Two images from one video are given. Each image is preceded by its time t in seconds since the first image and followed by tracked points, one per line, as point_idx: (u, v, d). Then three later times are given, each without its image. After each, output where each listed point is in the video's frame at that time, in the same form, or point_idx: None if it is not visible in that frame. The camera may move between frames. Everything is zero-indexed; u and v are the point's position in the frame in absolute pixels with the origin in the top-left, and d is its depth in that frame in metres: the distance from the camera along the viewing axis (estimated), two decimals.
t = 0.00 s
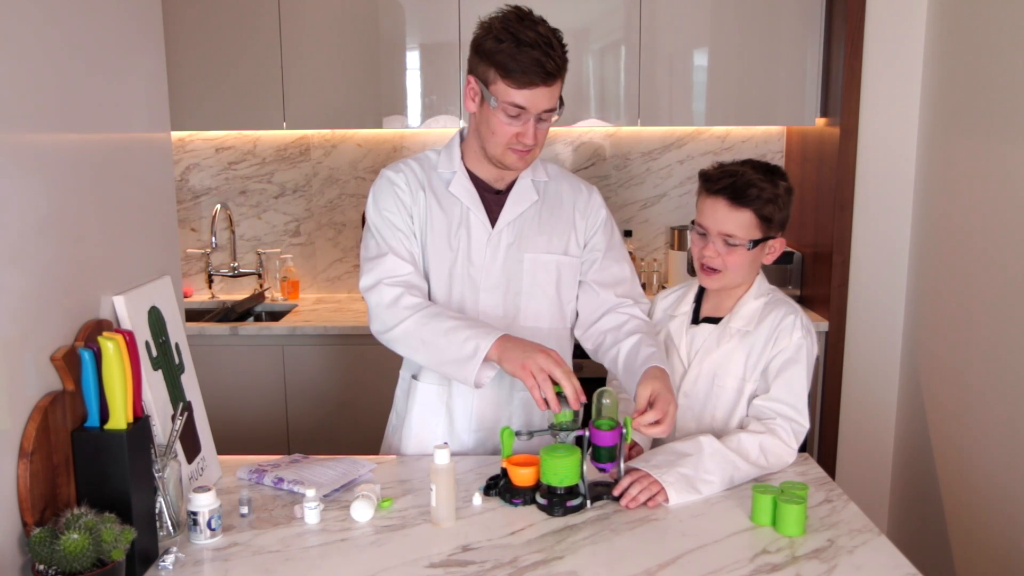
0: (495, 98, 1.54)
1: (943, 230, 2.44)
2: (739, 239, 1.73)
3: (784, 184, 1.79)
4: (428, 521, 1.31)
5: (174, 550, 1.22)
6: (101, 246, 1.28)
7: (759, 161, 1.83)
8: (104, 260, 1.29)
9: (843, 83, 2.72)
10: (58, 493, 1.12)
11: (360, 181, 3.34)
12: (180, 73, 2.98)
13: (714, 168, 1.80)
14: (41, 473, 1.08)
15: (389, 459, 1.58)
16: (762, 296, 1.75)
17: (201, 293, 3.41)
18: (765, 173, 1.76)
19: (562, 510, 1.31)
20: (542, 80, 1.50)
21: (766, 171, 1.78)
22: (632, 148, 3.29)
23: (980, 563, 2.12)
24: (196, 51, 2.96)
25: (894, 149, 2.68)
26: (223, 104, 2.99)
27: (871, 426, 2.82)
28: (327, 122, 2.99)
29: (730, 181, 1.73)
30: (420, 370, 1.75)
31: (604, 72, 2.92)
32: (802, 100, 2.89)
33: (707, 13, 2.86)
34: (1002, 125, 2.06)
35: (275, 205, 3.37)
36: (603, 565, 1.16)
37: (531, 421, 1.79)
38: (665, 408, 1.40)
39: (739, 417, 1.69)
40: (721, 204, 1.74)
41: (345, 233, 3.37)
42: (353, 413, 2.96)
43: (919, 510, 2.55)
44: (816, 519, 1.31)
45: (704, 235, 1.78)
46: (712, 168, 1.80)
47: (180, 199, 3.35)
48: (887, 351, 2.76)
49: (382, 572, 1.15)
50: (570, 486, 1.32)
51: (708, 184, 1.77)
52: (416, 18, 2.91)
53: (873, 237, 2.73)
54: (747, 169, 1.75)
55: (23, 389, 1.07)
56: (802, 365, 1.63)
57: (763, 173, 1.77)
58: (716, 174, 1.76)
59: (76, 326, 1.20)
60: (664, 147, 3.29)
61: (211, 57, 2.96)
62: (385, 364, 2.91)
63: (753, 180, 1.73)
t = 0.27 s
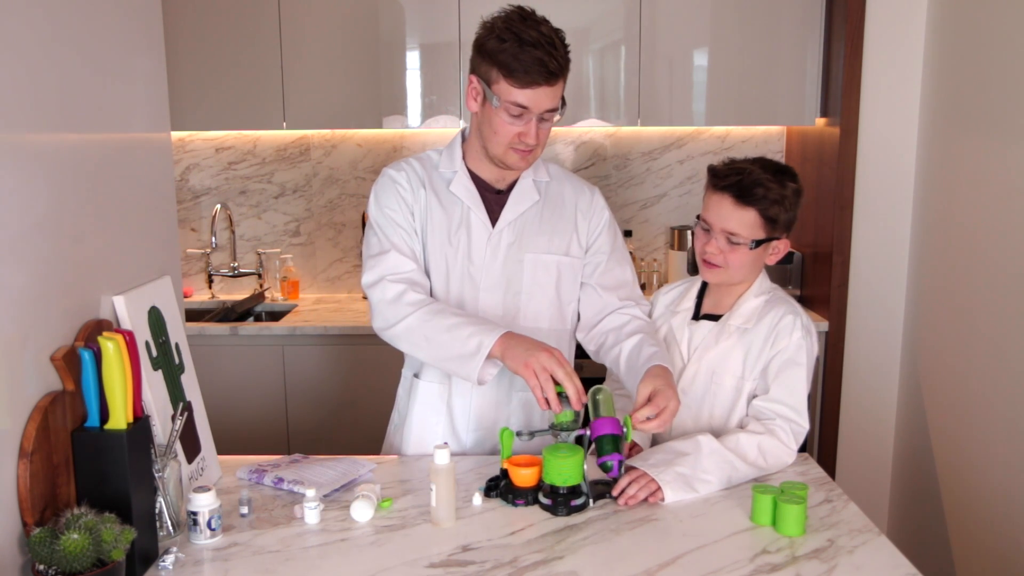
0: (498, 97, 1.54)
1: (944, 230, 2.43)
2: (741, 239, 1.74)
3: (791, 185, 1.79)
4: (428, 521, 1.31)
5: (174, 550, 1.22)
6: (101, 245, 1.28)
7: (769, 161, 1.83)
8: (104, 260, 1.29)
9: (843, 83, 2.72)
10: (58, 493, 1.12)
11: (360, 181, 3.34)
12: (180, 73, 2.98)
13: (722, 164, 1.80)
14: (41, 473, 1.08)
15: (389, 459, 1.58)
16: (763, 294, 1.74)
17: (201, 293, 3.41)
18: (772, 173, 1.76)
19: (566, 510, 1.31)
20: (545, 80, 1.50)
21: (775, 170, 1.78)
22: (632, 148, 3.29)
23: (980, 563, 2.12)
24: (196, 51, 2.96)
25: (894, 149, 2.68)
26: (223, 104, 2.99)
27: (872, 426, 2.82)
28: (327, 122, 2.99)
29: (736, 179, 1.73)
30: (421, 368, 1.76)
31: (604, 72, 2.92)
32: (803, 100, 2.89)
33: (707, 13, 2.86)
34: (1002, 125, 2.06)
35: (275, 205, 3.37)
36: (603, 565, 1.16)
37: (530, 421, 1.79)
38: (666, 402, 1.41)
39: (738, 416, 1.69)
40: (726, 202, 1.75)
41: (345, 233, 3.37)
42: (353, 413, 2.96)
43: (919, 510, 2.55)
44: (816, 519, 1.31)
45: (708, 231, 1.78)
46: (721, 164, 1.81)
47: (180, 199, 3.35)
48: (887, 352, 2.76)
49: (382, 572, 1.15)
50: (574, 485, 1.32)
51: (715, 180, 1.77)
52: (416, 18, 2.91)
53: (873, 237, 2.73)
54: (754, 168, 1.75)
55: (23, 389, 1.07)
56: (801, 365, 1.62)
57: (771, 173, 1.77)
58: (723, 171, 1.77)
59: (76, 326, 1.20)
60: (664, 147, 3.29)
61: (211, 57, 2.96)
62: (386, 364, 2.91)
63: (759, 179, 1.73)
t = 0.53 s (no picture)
0: (496, 96, 1.54)
1: (944, 229, 2.44)
2: (740, 232, 1.74)
3: (798, 182, 1.78)
4: (428, 521, 1.31)
5: (174, 550, 1.22)
6: (101, 245, 1.28)
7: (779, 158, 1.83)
8: (104, 260, 1.29)
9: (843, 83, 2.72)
10: (58, 492, 1.12)
11: (360, 181, 3.34)
12: (180, 73, 2.98)
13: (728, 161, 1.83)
14: (41, 474, 1.08)
15: (389, 459, 1.58)
16: (774, 293, 1.74)
17: (201, 293, 3.41)
18: (776, 168, 1.76)
19: (565, 510, 1.31)
20: (543, 79, 1.50)
21: (779, 167, 1.78)
22: (632, 148, 3.29)
23: (979, 563, 2.12)
24: (196, 51, 2.96)
25: (895, 149, 2.68)
26: (223, 104, 3.00)
27: (871, 426, 2.82)
28: (327, 122, 2.99)
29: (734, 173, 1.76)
30: (421, 368, 1.76)
31: (604, 72, 2.92)
32: (803, 100, 2.89)
33: (708, 13, 2.86)
34: (1002, 125, 2.06)
35: (275, 205, 3.37)
36: (603, 565, 1.16)
37: (530, 421, 1.79)
38: (669, 415, 1.39)
39: (743, 416, 1.69)
40: (727, 196, 1.77)
41: (345, 233, 3.37)
42: (353, 413, 2.96)
43: (919, 510, 2.55)
44: (816, 519, 1.31)
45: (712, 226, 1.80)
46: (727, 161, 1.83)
47: (180, 199, 3.35)
48: (887, 351, 2.76)
49: (382, 572, 1.15)
50: (572, 486, 1.32)
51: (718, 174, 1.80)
52: (416, 18, 2.91)
53: (874, 237, 2.73)
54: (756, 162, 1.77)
55: (23, 389, 1.07)
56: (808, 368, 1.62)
57: (776, 168, 1.77)
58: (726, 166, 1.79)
59: (76, 326, 1.20)
60: (664, 147, 3.29)
61: (211, 57, 2.96)
62: (386, 364, 2.91)
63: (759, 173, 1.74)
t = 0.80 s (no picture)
0: (498, 95, 1.54)
1: (944, 229, 2.43)
2: (741, 224, 1.82)
3: (808, 188, 1.82)
4: (428, 521, 1.31)
5: (174, 550, 1.22)
6: (101, 245, 1.28)
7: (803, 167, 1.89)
8: (104, 260, 1.29)
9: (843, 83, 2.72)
10: (58, 492, 1.12)
11: (360, 181, 3.34)
12: (180, 73, 2.98)
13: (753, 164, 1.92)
14: (41, 474, 1.08)
15: (389, 459, 1.58)
16: (787, 296, 1.74)
17: (201, 293, 3.41)
18: (788, 171, 1.83)
19: (562, 510, 1.31)
20: (545, 78, 1.50)
21: (794, 171, 1.84)
22: (632, 148, 3.29)
23: (979, 563, 2.12)
24: (196, 51, 2.96)
25: (895, 149, 2.68)
26: (223, 104, 2.99)
27: (871, 426, 2.82)
28: (326, 122, 2.99)
29: (745, 167, 1.85)
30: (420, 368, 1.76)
31: (604, 72, 2.92)
32: (803, 100, 2.89)
33: (708, 13, 2.86)
34: (1002, 125, 2.06)
35: (275, 205, 3.37)
36: (603, 565, 1.16)
37: (530, 421, 1.79)
38: (668, 421, 1.39)
39: (750, 418, 1.70)
40: (737, 191, 1.86)
41: (345, 233, 3.37)
42: (353, 413, 2.96)
43: (919, 510, 2.55)
44: (816, 519, 1.31)
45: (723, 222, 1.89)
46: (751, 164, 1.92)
47: (180, 199, 3.35)
48: (887, 351, 2.76)
49: (382, 572, 1.15)
50: (570, 486, 1.32)
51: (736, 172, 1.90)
52: (416, 18, 2.91)
53: (874, 236, 2.73)
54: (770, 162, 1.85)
55: (23, 389, 1.07)
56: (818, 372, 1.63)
57: (790, 172, 1.84)
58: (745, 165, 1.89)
59: (76, 326, 1.20)
60: (665, 147, 3.29)
61: (210, 57, 2.96)
62: (386, 364, 2.91)
63: (768, 170, 1.82)
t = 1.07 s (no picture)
0: (499, 95, 1.54)
1: (943, 229, 2.44)
2: (746, 221, 1.82)
3: (814, 191, 1.82)
4: (428, 520, 1.31)
5: (174, 550, 1.21)
6: (100, 245, 1.28)
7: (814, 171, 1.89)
8: (104, 260, 1.29)
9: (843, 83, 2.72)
10: (58, 493, 1.12)
11: (360, 181, 3.34)
12: (180, 73, 2.98)
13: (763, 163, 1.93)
14: (41, 473, 1.08)
15: (389, 458, 1.58)
16: (789, 297, 1.74)
17: (201, 293, 3.41)
18: (796, 173, 1.83)
19: (561, 510, 1.31)
20: (546, 78, 1.50)
21: (803, 173, 1.84)
22: (632, 148, 3.29)
23: (979, 563, 2.12)
24: (196, 51, 2.96)
25: (895, 149, 2.68)
26: (223, 104, 2.99)
27: (871, 426, 2.82)
28: (326, 122, 2.99)
29: (754, 165, 1.86)
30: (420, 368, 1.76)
31: (604, 72, 2.92)
32: (803, 100, 2.89)
33: (708, 13, 2.86)
34: (1002, 125, 2.06)
35: (275, 205, 3.37)
36: (603, 565, 1.16)
37: (530, 422, 1.79)
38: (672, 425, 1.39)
39: (750, 418, 1.70)
40: (744, 188, 1.86)
41: (345, 233, 3.37)
42: (353, 412, 2.96)
43: (918, 510, 2.55)
44: (816, 519, 1.31)
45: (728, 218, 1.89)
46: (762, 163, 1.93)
47: (180, 199, 3.35)
48: (887, 351, 2.76)
49: (382, 572, 1.15)
50: (570, 486, 1.32)
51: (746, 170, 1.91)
52: (416, 18, 2.91)
53: (873, 236, 2.73)
54: (780, 163, 1.85)
55: (23, 389, 1.07)
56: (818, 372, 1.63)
57: (799, 173, 1.84)
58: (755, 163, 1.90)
59: (76, 326, 1.20)
60: (665, 147, 3.29)
61: (210, 57, 2.96)
62: (386, 364, 2.91)
63: (776, 170, 1.82)
